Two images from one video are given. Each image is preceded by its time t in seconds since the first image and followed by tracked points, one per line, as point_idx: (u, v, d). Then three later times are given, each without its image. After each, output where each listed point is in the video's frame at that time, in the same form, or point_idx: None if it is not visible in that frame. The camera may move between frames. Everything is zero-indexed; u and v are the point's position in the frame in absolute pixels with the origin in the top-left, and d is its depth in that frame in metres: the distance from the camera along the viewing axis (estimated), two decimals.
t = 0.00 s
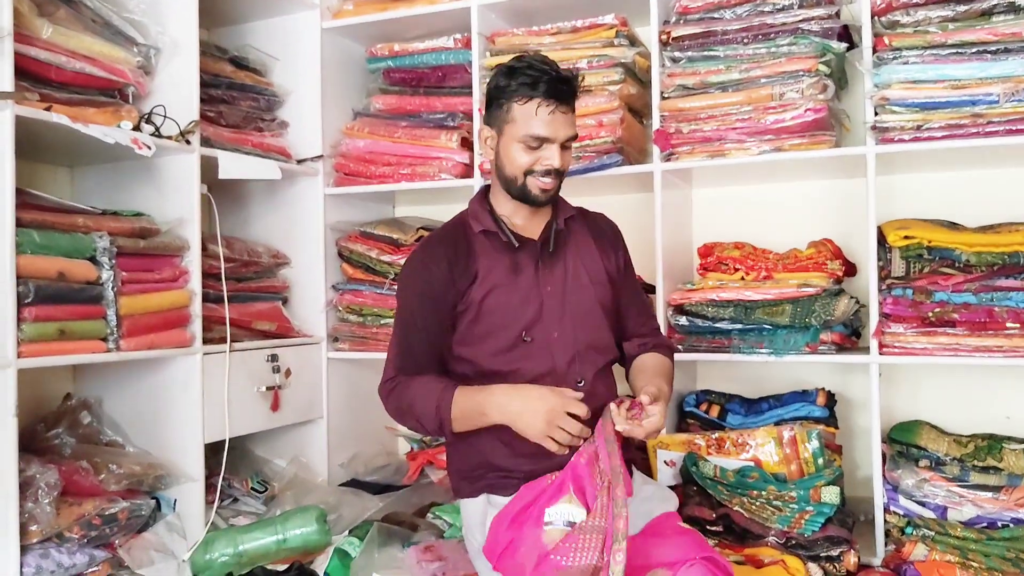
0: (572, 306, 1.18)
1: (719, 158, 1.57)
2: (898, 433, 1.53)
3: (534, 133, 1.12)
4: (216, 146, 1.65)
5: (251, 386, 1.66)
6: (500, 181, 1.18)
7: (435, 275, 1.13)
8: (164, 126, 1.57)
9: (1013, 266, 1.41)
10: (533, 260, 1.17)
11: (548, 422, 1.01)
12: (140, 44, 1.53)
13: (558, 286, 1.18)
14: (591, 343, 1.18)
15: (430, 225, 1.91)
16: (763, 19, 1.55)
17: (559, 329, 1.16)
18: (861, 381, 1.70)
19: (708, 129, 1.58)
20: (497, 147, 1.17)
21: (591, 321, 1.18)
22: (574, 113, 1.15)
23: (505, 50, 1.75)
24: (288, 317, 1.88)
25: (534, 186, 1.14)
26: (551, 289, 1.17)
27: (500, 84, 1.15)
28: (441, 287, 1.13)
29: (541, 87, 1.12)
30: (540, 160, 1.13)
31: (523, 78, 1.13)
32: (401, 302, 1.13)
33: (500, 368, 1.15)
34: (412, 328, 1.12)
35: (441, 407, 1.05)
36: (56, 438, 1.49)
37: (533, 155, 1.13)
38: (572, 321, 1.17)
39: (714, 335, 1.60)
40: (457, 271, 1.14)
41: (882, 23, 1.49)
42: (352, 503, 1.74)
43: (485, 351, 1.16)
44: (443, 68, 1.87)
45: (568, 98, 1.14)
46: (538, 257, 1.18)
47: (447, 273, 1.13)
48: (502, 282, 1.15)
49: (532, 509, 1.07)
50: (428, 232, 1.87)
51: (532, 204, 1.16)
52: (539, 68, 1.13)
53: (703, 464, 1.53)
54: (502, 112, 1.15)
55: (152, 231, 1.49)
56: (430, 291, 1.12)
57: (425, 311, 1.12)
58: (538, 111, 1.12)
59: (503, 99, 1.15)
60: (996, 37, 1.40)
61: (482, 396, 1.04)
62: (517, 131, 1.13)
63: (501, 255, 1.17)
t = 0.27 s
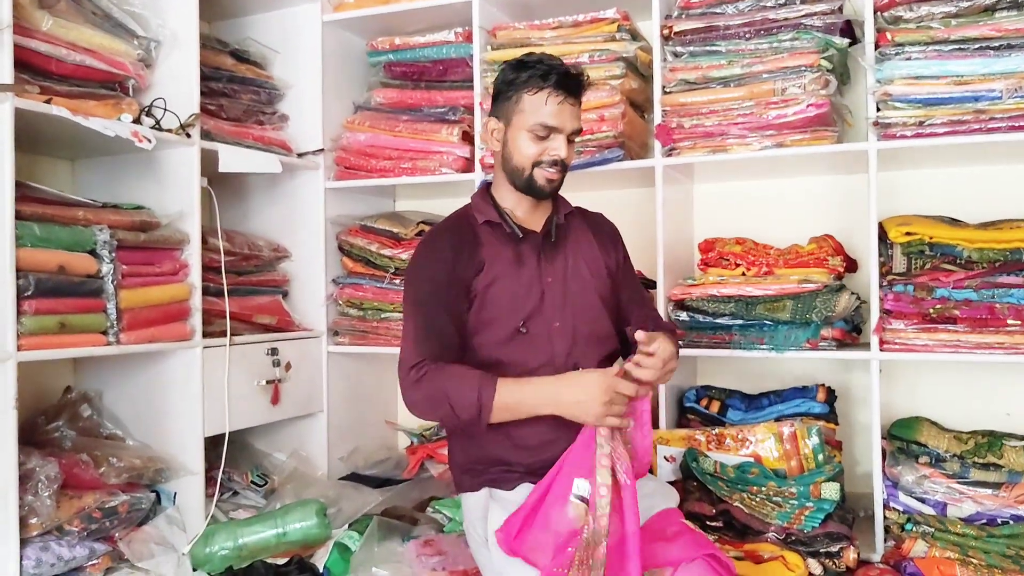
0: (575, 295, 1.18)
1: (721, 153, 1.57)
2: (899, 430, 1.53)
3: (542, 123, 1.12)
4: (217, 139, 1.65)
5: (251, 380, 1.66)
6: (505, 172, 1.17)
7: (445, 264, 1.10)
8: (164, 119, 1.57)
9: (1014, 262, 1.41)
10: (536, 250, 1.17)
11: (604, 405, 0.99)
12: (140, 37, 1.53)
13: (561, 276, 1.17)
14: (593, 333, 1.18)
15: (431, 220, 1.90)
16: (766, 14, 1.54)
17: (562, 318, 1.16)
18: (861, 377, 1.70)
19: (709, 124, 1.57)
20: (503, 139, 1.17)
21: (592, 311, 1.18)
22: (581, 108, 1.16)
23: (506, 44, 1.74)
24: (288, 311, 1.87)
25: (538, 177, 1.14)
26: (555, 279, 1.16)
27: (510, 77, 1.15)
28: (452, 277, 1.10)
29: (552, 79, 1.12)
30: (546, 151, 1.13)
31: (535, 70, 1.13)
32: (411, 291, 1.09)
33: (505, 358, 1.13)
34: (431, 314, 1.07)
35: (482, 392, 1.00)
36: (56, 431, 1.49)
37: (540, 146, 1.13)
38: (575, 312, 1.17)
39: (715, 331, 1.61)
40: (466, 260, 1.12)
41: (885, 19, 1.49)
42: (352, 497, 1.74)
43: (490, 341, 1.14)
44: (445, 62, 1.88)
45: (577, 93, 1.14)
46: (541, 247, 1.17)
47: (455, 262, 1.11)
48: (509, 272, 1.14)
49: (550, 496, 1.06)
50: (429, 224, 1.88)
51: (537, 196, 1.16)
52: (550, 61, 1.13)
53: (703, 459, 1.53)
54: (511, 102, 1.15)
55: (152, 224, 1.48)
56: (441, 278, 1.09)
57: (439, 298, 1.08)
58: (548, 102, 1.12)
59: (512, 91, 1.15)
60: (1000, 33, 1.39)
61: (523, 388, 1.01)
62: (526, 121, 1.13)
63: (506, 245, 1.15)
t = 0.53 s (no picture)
0: (577, 293, 1.18)
1: (720, 153, 1.57)
2: (895, 430, 1.55)
3: (544, 122, 1.12)
4: (216, 138, 1.64)
5: (249, 377, 1.66)
6: (509, 170, 1.17)
7: (452, 257, 1.09)
8: (164, 117, 1.57)
9: (1012, 264, 1.41)
10: (541, 247, 1.16)
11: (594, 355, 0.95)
12: (140, 34, 1.53)
13: (564, 274, 1.17)
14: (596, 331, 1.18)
15: (430, 218, 1.90)
16: (765, 15, 1.54)
17: (565, 316, 1.16)
18: (859, 377, 1.70)
19: (709, 124, 1.58)
20: (506, 140, 1.16)
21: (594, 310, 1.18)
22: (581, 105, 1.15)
23: (506, 43, 1.74)
24: (286, 309, 1.88)
25: (544, 176, 1.14)
26: (559, 277, 1.16)
27: (510, 77, 1.15)
28: (457, 268, 1.09)
29: (550, 77, 1.12)
30: (550, 150, 1.12)
31: (533, 69, 1.13)
32: (415, 281, 1.08)
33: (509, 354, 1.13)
34: (436, 303, 1.05)
35: (478, 359, 0.97)
36: (54, 428, 1.49)
37: (543, 144, 1.12)
38: (578, 309, 1.17)
39: (713, 331, 1.61)
40: (472, 253, 1.11)
41: (884, 20, 1.49)
42: (349, 495, 1.74)
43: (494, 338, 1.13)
44: (444, 61, 1.88)
45: (576, 90, 1.14)
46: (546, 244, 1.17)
47: (462, 255, 1.10)
48: (515, 267, 1.13)
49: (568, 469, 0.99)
50: (427, 223, 1.87)
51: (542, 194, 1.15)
52: (548, 60, 1.13)
53: (701, 459, 1.55)
54: (512, 102, 1.14)
55: (151, 222, 1.48)
56: (447, 271, 1.08)
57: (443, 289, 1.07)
58: (548, 101, 1.11)
59: (512, 92, 1.14)
60: (999, 34, 1.40)
61: (519, 346, 0.97)
62: (528, 120, 1.12)
63: (512, 241, 1.15)
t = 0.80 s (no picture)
0: (583, 299, 1.18)
1: (718, 155, 1.57)
2: (892, 432, 1.54)
3: (537, 126, 1.12)
4: (215, 138, 1.64)
5: (247, 377, 1.66)
6: (515, 175, 1.17)
7: (462, 254, 1.08)
8: (163, 117, 1.57)
9: (1009, 266, 1.42)
10: (550, 251, 1.16)
11: (580, 353, 0.93)
12: (140, 34, 1.53)
13: (571, 279, 1.17)
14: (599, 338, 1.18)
15: (429, 218, 1.90)
16: (764, 17, 1.55)
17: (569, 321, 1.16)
18: (857, 379, 1.70)
19: (707, 126, 1.58)
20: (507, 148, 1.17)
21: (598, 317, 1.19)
22: (572, 100, 1.14)
23: (505, 44, 1.74)
24: (285, 309, 1.88)
25: (547, 178, 1.14)
26: (566, 281, 1.16)
27: (498, 86, 1.15)
28: (466, 265, 1.09)
29: (534, 80, 1.12)
30: (548, 152, 1.12)
31: (517, 76, 1.13)
32: (423, 273, 1.07)
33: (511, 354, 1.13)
34: (443, 298, 1.04)
35: (467, 349, 0.96)
36: (52, 428, 1.50)
37: (540, 148, 1.12)
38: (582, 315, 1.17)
39: (711, 332, 1.61)
40: (482, 252, 1.11)
41: (882, 22, 1.49)
42: (347, 495, 1.75)
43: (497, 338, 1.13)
44: (443, 61, 1.88)
45: (563, 87, 1.13)
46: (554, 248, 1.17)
47: (472, 253, 1.09)
48: (524, 268, 1.13)
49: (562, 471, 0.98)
50: (425, 223, 1.87)
51: (548, 195, 1.15)
52: (531, 63, 1.13)
53: (699, 460, 1.55)
54: (505, 112, 1.15)
55: (150, 222, 1.48)
56: (457, 268, 1.07)
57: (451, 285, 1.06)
58: (537, 104, 1.11)
59: (503, 100, 1.15)
60: (996, 37, 1.40)
61: (509, 337, 0.96)
62: (521, 127, 1.13)
63: (523, 242, 1.14)
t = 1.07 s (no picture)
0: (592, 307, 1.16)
1: (718, 156, 1.57)
2: (892, 434, 1.55)
3: (543, 130, 1.12)
4: (215, 138, 1.65)
5: (246, 378, 1.66)
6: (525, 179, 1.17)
7: (473, 255, 1.06)
8: (162, 117, 1.56)
9: (1008, 268, 1.41)
10: (561, 257, 1.14)
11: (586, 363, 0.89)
12: (139, 34, 1.53)
13: (581, 286, 1.16)
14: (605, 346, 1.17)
15: (428, 219, 1.90)
16: (763, 19, 1.55)
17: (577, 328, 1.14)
18: (856, 381, 1.70)
19: (706, 127, 1.58)
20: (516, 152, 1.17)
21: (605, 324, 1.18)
22: (582, 102, 1.14)
23: (504, 45, 1.74)
24: (284, 310, 1.88)
25: (556, 183, 1.13)
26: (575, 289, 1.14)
27: (506, 90, 1.15)
28: (476, 267, 1.06)
29: (541, 84, 1.12)
30: (557, 156, 1.12)
31: (523, 79, 1.13)
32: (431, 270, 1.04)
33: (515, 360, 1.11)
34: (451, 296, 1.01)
35: (467, 347, 0.92)
36: (51, 428, 1.49)
37: (549, 151, 1.12)
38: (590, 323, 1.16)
39: (710, 334, 1.61)
40: (492, 254, 1.08)
41: (881, 24, 1.49)
42: (346, 496, 1.74)
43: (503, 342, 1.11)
44: (443, 62, 1.88)
45: (571, 90, 1.12)
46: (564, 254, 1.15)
47: (483, 254, 1.07)
48: (534, 274, 1.11)
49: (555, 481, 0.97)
50: (425, 223, 1.88)
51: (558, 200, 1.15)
52: (538, 67, 1.13)
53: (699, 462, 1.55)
54: (513, 117, 1.15)
55: (148, 223, 1.48)
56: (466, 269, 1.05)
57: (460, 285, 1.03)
58: (544, 109, 1.11)
59: (511, 104, 1.15)
60: (995, 39, 1.40)
61: (510, 338, 0.91)
62: (529, 132, 1.13)
63: (533, 247, 1.13)
